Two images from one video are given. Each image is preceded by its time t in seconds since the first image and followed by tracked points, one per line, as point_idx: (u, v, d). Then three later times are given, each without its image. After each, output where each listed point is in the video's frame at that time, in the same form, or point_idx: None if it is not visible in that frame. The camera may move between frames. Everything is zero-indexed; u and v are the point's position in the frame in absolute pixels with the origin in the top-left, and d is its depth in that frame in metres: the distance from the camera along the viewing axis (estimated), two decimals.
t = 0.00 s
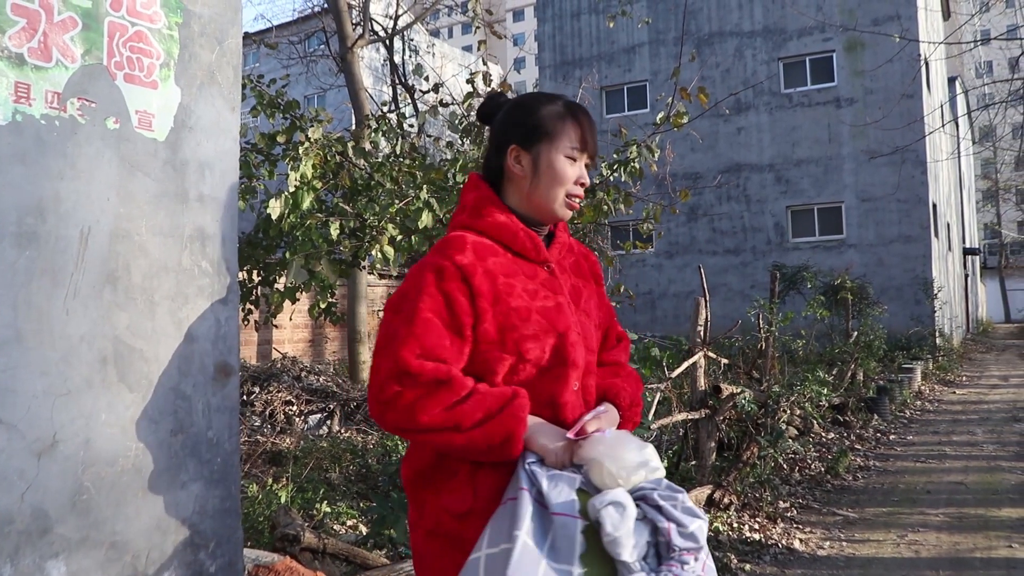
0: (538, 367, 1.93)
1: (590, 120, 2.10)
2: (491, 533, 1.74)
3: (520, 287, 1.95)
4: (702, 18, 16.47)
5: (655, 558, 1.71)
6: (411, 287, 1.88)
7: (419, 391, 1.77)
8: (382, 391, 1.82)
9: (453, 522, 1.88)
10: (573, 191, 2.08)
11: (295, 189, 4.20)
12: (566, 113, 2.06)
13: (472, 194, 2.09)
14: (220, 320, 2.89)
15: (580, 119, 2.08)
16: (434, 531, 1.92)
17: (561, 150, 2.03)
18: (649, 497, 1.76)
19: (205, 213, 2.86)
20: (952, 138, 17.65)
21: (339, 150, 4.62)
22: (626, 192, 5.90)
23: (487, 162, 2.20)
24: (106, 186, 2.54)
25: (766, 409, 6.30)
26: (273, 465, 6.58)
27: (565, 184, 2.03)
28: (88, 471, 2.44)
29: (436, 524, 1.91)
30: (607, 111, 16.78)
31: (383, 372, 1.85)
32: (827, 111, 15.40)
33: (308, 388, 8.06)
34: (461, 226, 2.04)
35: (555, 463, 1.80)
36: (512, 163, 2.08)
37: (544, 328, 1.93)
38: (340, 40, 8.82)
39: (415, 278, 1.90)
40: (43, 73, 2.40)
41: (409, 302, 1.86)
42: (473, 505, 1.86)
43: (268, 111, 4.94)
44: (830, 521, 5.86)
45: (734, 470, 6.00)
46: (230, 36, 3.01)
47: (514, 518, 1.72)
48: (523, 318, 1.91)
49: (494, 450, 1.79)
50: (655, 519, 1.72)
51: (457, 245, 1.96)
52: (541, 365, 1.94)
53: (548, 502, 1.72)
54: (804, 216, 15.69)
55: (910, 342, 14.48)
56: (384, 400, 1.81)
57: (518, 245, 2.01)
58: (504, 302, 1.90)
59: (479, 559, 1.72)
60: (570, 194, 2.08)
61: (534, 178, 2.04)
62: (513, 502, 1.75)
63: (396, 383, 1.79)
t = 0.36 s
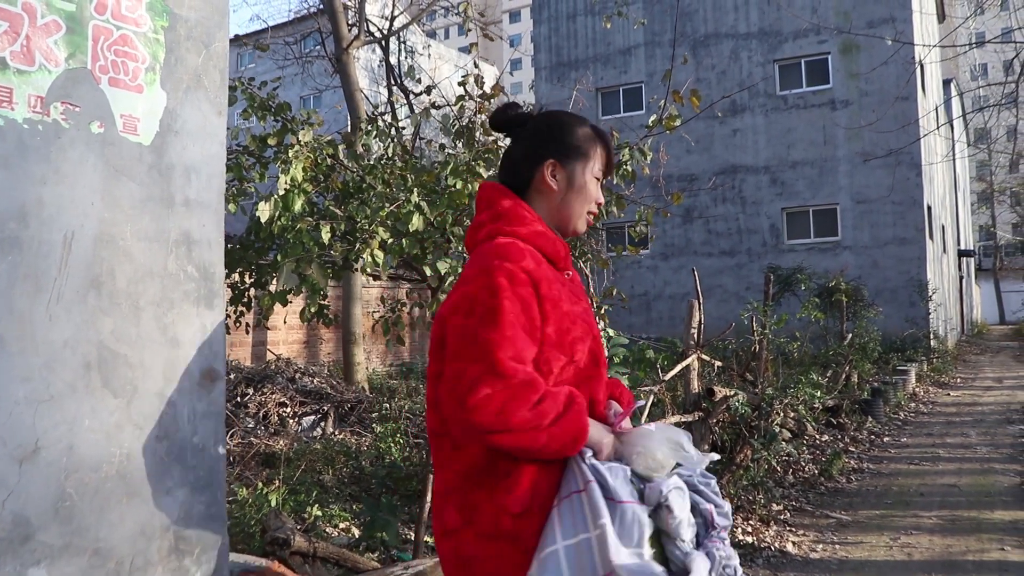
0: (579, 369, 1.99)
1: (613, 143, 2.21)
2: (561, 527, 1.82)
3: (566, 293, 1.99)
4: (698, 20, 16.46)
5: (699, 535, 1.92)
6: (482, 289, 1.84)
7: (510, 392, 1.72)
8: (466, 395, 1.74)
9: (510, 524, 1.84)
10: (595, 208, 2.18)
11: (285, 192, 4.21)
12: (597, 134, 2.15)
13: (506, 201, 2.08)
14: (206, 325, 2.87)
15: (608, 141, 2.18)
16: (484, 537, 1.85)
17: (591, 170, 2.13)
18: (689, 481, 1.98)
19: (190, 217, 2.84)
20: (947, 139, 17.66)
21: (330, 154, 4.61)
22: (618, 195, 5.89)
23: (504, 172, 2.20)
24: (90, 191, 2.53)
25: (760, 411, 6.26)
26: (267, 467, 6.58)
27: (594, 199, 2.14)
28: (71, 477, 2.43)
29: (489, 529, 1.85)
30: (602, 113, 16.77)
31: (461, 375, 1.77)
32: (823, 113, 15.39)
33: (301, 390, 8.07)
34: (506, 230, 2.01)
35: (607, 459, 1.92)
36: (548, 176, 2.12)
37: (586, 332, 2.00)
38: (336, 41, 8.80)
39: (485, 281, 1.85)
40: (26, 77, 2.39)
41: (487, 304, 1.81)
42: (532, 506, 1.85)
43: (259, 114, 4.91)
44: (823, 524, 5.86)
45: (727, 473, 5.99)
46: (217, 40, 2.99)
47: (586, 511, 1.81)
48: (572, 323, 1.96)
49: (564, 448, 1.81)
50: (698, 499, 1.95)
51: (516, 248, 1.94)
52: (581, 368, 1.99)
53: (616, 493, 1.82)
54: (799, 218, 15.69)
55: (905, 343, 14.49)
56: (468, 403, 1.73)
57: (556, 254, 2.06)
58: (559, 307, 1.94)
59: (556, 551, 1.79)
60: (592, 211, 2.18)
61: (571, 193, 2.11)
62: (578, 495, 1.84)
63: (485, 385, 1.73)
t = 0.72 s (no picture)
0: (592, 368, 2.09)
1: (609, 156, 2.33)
2: (613, 521, 1.91)
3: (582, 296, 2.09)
4: (687, 22, 16.48)
5: (705, 507, 2.14)
6: (534, 291, 1.88)
7: (572, 389, 1.81)
8: (533, 395, 1.78)
9: (559, 523, 1.89)
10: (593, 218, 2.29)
11: (271, 193, 4.20)
12: (597, 148, 2.26)
13: (522, 206, 2.11)
14: (187, 327, 2.85)
15: (606, 154, 2.29)
16: (532, 540, 1.86)
17: (592, 181, 2.23)
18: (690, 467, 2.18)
19: (172, 218, 2.81)
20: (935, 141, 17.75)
21: (315, 155, 4.59)
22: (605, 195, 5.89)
23: (506, 181, 2.23)
24: (69, 192, 2.51)
25: (747, 412, 6.29)
26: (255, 468, 6.57)
27: (595, 209, 2.25)
28: (49, 481, 2.42)
29: (538, 531, 1.87)
30: (592, 114, 16.79)
31: (523, 376, 1.80)
32: (811, 114, 15.44)
33: (290, 392, 8.05)
34: (530, 234, 2.04)
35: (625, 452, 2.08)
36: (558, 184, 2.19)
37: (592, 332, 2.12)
38: (325, 41, 8.79)
39: (533, 283, 1.89)
40: (3, 77, 2.38)
41: (542, 305, 1.86)
42: (575, 501, 1.92)
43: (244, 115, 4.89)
44: (810, 524, 5.88)
45: (715, 474, 5.99)
46: (199, 40, 2.97)
47: (632, 502, 1.92)
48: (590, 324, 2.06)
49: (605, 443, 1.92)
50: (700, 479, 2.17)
51: (548, 251, 2.00)
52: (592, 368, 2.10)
53: (651, 481, 1.96)
54: (788, 219, 15.74)
55: (893, 344, 14.56)
56: (538, 402, 1.78)
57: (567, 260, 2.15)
58: (583, 307, 2.04)
59: (620, 545, 1.88)
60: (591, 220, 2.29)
61: (579, 203, 2.21)
62: (619, 488, 1.94)
63: (552, 383, 1.79)
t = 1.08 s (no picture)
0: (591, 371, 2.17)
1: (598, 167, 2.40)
2: (645, 515, 2.02)
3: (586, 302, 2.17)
4: (667, 23, 16.54)
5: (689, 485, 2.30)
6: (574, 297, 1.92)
7: (616, 389, 1.90)
8: (586, 397, 1.84)
9: (593, 520, 1.95)
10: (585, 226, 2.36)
11: (246, 191, 4.17)
12: (591, 158, 2.33)
13: (534, 215, 2.13)
14: (157, 327, 2.82)
15: (598, 163, 2.37)
16: (572, 539, 1.90)
17: (588, 191, 2.30)
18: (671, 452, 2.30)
19: (142, 217, 2.79)
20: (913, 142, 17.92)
21: (291, 153, 4.56)
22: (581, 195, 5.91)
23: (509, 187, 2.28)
24: (36, 190, 2.48)
25: (724, 411, 6.38)
26: (231, 469, 6.53)
27: (590, 218, 2.32)
28: (13, 483, 2.39)
29: (575, 529, 1.91)
30: (572, 115, 16.81)
31: (575, 380, 1.84)
32: (790, 116, 15.55)
33: (267, 393, 8.02)
34: (548, 242, 2.07)
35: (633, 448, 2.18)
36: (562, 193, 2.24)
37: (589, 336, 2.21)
38: (305, 40, 8.80)
39: (571, 289, 1.93)
40: None
41: (583, 311, 1.91)
42: (603, 498, 2.00)
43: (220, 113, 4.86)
44: (787, 523, 5.92)
45: (692, 474, 6.01)
46: (170, 37, 2.94)
47: (658, 495, 2.06)
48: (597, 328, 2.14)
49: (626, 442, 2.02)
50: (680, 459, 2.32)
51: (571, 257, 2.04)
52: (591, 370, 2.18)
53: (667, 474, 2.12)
54: (767, 220, 15.83)
55: (870, 344, 14.70)
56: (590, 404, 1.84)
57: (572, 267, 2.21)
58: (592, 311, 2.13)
59: (656, 534, 2.00)
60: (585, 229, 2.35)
61: (577, 213, 2.28)
62: (641, 484, 2.06)
63: (601, 386, 1.86)
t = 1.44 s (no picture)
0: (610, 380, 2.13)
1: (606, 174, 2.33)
2: (670, 512, 2.04)
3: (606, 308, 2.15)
4: (641, 24, 16.61)
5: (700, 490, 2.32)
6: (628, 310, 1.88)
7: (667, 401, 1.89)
8: (648, 409, 1.81)
9: (632, 521, 1.94)
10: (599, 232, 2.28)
11: (214, 190, 4.13)
12: (603, 166, 2.25)
13: (563, 224, 2.06)
14: (119, 326, 2.79)
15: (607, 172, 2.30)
16: (617, 540, 1.88)
17: (603, 199, 2.23)
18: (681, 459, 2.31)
19: (103, 215, 2.75)
20: (885, 144, 18.11)
21: (260, 151, 4.53)
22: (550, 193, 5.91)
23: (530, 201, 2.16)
24: None
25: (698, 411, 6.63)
26: (201, 471, 6.48)
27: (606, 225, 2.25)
28: None
29: (621, 532, 1.89)
30: (546, 115, 16.84)
31: (638, 395, 1.80)
32: (763, 116, 15.67)
33: (240, 393, 8.01)
34: (584, 252, 2.00)
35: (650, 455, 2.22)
36: (581, 204, 2.16)
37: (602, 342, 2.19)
38: (278, 39, 8.94)
39: (622, 303, 1.89)
40: None
41: (636, 324, 1.88)
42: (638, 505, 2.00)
43: (187, 111, 4.83)
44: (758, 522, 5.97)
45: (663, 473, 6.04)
46: (132, 33, 2.92)
47: (679, 494, 2.09)
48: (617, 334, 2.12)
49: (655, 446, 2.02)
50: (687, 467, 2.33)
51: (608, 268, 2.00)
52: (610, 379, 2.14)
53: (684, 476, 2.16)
54: (740, 220, 15.93)
55: (842, 344, 14.86)
56: (651, 416, 1.81)
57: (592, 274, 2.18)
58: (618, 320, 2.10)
59: (683, 531, 2.02)
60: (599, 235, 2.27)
61: (595, 219, 2.20)
62: (664, 485, 2.09)
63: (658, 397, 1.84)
